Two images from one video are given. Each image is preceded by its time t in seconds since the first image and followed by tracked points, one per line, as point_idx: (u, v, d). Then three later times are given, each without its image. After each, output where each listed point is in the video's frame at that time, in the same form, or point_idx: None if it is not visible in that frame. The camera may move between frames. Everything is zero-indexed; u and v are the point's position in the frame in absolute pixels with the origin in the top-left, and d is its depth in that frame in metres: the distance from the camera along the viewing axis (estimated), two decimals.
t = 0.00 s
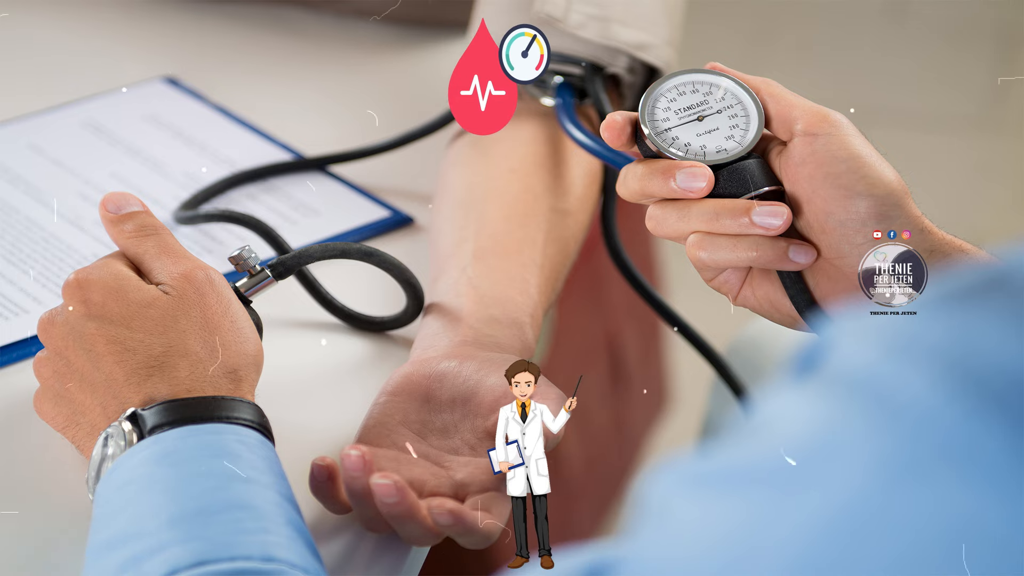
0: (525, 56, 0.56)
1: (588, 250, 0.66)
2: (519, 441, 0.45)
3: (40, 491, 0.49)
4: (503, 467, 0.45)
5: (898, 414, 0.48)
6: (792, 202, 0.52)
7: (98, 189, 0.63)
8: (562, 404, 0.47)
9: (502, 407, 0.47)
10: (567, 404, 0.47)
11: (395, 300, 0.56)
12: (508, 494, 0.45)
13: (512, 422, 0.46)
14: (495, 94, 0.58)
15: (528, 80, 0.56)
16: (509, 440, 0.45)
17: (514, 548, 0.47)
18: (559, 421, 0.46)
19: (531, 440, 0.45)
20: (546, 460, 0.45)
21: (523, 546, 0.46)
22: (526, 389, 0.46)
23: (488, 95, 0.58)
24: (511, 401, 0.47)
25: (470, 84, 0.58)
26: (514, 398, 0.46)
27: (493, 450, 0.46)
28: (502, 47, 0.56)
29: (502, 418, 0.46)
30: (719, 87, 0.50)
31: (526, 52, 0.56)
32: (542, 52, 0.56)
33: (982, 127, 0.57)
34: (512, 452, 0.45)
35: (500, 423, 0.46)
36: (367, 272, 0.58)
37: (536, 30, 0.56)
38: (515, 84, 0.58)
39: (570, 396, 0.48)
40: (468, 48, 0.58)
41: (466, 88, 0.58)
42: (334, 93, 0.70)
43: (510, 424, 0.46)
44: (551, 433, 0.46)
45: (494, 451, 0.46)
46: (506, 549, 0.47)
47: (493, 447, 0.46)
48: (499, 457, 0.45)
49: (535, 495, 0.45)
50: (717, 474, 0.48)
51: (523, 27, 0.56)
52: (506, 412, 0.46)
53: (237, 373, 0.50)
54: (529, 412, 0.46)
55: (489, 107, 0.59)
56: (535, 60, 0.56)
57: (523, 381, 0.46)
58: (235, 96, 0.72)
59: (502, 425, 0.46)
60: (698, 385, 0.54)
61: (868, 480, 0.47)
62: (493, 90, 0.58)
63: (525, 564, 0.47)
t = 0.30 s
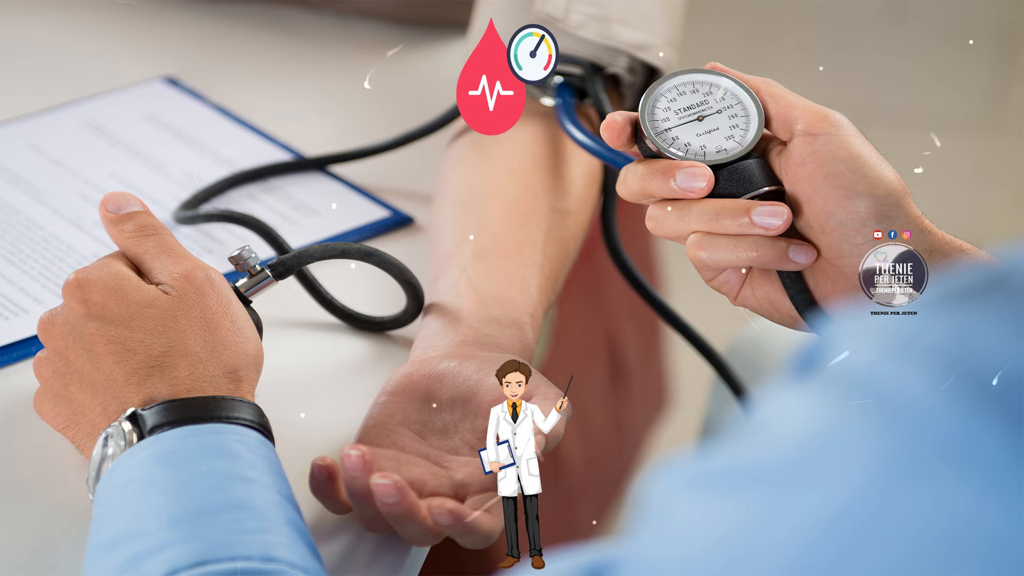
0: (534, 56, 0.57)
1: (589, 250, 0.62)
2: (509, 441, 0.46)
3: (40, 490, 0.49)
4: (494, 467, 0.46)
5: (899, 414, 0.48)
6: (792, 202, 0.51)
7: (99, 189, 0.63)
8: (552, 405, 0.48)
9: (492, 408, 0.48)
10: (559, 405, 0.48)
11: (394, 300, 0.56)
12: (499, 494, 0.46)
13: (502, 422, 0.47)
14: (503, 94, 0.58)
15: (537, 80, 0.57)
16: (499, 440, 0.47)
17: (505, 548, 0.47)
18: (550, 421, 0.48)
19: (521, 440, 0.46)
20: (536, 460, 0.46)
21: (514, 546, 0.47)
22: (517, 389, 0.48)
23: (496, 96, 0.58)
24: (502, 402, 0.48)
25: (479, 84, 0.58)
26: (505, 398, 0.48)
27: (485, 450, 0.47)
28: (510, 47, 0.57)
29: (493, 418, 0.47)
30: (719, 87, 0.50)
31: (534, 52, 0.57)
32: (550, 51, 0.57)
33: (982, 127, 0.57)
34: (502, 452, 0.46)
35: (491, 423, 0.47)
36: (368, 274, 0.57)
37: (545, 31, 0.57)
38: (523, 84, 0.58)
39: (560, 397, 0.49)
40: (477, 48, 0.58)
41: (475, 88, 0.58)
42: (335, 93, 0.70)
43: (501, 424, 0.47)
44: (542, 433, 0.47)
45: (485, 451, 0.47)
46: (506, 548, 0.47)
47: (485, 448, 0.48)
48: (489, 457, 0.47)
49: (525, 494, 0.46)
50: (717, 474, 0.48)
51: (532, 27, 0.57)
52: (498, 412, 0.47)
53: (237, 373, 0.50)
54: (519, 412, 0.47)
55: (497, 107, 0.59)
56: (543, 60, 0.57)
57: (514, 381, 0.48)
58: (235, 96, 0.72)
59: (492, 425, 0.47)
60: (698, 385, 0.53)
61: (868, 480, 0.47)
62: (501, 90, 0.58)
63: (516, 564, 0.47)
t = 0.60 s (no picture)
0: (542, 56, 0.57)
1: (589, 250, 0.63)
2: (501, 440, 0.47)
3: (40, 490, 0.49)
4: (485, 467, 0.47)
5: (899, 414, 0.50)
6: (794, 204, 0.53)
7: (99, 189, 0.63)
8: (543, 404, 0.49)
9: (483, 407, 0.48)
10: (549, 405, 0.49)
11: (394, 300, 0.56)
12: (490, 493, 0.47)
13: (493, 422, 0.47)
14: (512, 94, 0.58)
15: (545, 81, 0.57)
16: (490, 440, 0.47)
17: (496, 548, 0.48)
18: (541, 421, 0.48)
19: (512, 440, 0.47)
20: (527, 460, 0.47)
21: (506, 546, 0.48)
22: (508, 389, 0.49)
23: (504, 96, 0.58)
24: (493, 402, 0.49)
25: (487, 84, 0.58)
26: (496, 398, 0.48)
27: (475, 450, 0.47)
28: (519, 46, 0.57)
29: (483, 418, 0.48)
30: (719, 87, 0.50)
31: (543, 52, 0.57)
32: (557, 52, 0.57)
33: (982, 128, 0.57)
34: (493, 452, 0.47)
35: (482, 423, 0.48)
36: (367, 272, 0.56)
37: (553, 31, 0.57)
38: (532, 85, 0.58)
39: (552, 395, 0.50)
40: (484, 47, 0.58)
41: (483, 88, 0.58)
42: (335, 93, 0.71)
43: (492, 425, 0.47)
44: (532, 433, 0.48)
45: (475, 451, 0.47)
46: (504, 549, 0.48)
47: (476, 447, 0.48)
48: (481, 457, 0.47)
49: (517, 494, 0.47)
50: (716, 474, 0.50)
51: (541, 27, 0.57)
52: (489, 412, 0.48)
53: (237, 373, 0.50)
54: (510, 411, 0.48)
55: (506, 107, 0.59)
56: (551, 60, 0.57)
57: (505, 381, 0.49)
58: (235, 96, 0.72)
59: (483, 425, 0.48)
60: (699, 386, 0.54)
61: (868, 480, 0.50)
62: (509, 90, 0.58)
63: (506, 564, 0.48)
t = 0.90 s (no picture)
0: (550, 56, 0.57)
1: (589, 250, 0.62)
2: (492, 441, 0.48)
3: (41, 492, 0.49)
4: (476, 467, 0.48)
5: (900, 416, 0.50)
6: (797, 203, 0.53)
7: (98, 189, 0.63)
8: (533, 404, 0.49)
9: (475, 407, 0.49)
10: (539, 405, 0.49)
11: (394, 300, 0.56)
12: (481, 493, 0.48)
13: (484, 422, 0.48)
14: (519, 94, 0.58)
15: (552, 81, 0.57)
16: (481, 440, 0.48)
17: (487, 548, 0.48)
18: (531, 422, 0.49)
19: (503, 440, 0.48)
20: (518, 460, 0.48)
21: (497, 547, 0.48)
22: (499, 389, 0.49)
23: (512, 95, 0.59)
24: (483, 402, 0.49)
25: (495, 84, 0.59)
26: (486, 398, 0.49)
27: (465, 450, 0.48)
28: (527, 47, 0.57)
29: (474, 418, 0.48)
30: (719, 87, 0.50)
31: (551, 52, 0.57)
32: (567, 52, 0.57)
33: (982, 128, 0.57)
34: (484, 452, 0.48)
35: (473, 423, 0.48)
36: (366, 271, 0.57)
37: (562, 30, 0.57)
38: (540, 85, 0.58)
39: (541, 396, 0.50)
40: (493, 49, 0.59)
41: (491, 88, 0.59)
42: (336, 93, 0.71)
43: (483, 425, 0.48)
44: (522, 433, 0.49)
45: (465, 451, 0.48)
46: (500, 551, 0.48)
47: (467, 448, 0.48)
48: (471, 457, 0.48)
49: (507, 494, 0.48)
50: (716, 474, 0.51)
51: (549, 26, 0.57)
52: (480, 412, 0.48)
53: (237, 373, 0.50)
54: (501, 411, 0.48)
55: (513, 107, 0.59)
56: (559, 60, 0.57)
57: (496, 381, 0.49)
58: (235, 96, 0.72)
59: (474, 425, 0.48)
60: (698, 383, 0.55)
61: (868, 481, 0.51)
62: (517, 90, 0.58)
63: (498, 564, 0.48)
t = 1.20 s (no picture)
0: (558, 56, 0.56)
1: (589, 249, 0.63)
2: (483, 441, 0.47)
3: (41, 491, 0.49)
4: (467, 467, 0.47)
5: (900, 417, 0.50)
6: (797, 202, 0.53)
7: (98, 189, 0.63)
8: (523, 404, 0.49)
9: (465, 407, 0.48)
10: (530, 404, 0.49)
11: (395, 299, 0.56)
12: (473, 493, 0.47)
13: (475, 422, 0.47)
14: (528, 94, 0.58)
15: (560, 80, 0.57)
16: (472, 440, 0.47)
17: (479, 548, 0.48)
18: (522, 422, 0.48)
19: (494, 440, 0.47)
20: (509, 460, 0.47)
21: (489, 547, 0.48)
22: (490, 389, 0.48)
23: (521, 95, 0.58)
24: (474, 402, 0.48)
25: (503, 84, 0.58)
26: (478, 398, 0.48)
27: (457, 450, 0.47)
28: (534, 47, 0.57)
29: (465, 418, 0.47)
30: (719, 87, 0.50)
31: (559, 52, 0.56)
32: (575, 52, 0.57)
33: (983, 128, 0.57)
34: (475, 452, 0.47)
35: (463, 423, 0.47)
36: (366, 272, 0.56)
37: (569, 30, 0.57)
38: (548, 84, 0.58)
39: (532, 396, 0.49)
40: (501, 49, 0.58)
41: (500, 88, 0.58)
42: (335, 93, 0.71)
43: (474, 425, 0.47)
44: (514, 433, 0.48)
45: (457, 451, 0.47)
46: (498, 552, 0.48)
47: (458, 447, 0.48)
48: (463, 458, 0.47)
49: (499, 494, 0.47)
50: (715, 474, 0.51)
51: (557, 27, 0.57)
52: (470, 412, 0.47)
53: (237, 373, 0.50)
54: (492, 411, 0.47)
55: (522, 107, 0.58)
56: (568, 60, 0.56)
57: (487, 381, 0.48)
58: (235, 96, 0.72)
59: (464, 426, 0.47)
60: (697, 384, 0.55)
61: (868, 481, 0.51)
62: (526, 90, 0.58)
63: (489, 563, 0.48)
